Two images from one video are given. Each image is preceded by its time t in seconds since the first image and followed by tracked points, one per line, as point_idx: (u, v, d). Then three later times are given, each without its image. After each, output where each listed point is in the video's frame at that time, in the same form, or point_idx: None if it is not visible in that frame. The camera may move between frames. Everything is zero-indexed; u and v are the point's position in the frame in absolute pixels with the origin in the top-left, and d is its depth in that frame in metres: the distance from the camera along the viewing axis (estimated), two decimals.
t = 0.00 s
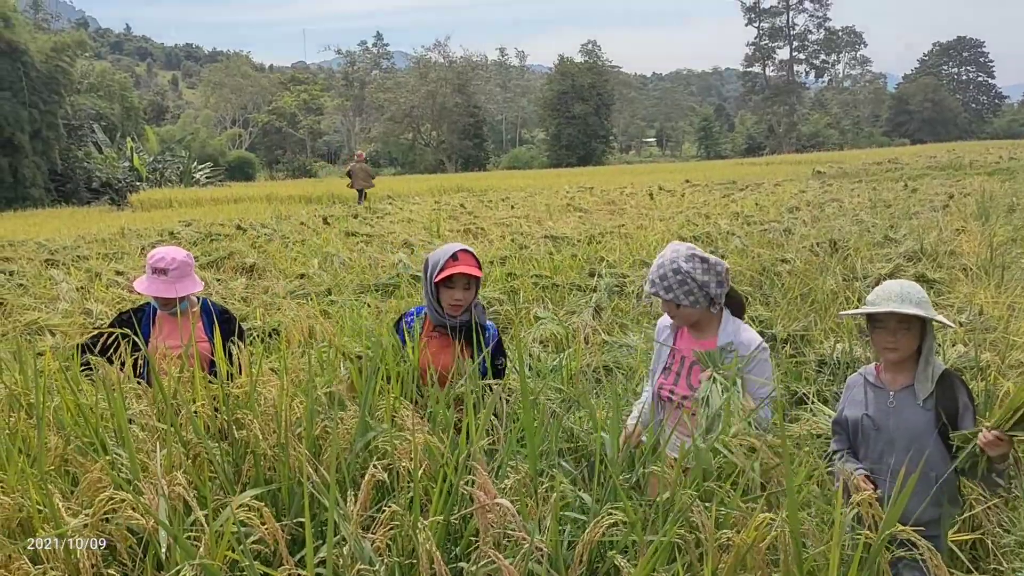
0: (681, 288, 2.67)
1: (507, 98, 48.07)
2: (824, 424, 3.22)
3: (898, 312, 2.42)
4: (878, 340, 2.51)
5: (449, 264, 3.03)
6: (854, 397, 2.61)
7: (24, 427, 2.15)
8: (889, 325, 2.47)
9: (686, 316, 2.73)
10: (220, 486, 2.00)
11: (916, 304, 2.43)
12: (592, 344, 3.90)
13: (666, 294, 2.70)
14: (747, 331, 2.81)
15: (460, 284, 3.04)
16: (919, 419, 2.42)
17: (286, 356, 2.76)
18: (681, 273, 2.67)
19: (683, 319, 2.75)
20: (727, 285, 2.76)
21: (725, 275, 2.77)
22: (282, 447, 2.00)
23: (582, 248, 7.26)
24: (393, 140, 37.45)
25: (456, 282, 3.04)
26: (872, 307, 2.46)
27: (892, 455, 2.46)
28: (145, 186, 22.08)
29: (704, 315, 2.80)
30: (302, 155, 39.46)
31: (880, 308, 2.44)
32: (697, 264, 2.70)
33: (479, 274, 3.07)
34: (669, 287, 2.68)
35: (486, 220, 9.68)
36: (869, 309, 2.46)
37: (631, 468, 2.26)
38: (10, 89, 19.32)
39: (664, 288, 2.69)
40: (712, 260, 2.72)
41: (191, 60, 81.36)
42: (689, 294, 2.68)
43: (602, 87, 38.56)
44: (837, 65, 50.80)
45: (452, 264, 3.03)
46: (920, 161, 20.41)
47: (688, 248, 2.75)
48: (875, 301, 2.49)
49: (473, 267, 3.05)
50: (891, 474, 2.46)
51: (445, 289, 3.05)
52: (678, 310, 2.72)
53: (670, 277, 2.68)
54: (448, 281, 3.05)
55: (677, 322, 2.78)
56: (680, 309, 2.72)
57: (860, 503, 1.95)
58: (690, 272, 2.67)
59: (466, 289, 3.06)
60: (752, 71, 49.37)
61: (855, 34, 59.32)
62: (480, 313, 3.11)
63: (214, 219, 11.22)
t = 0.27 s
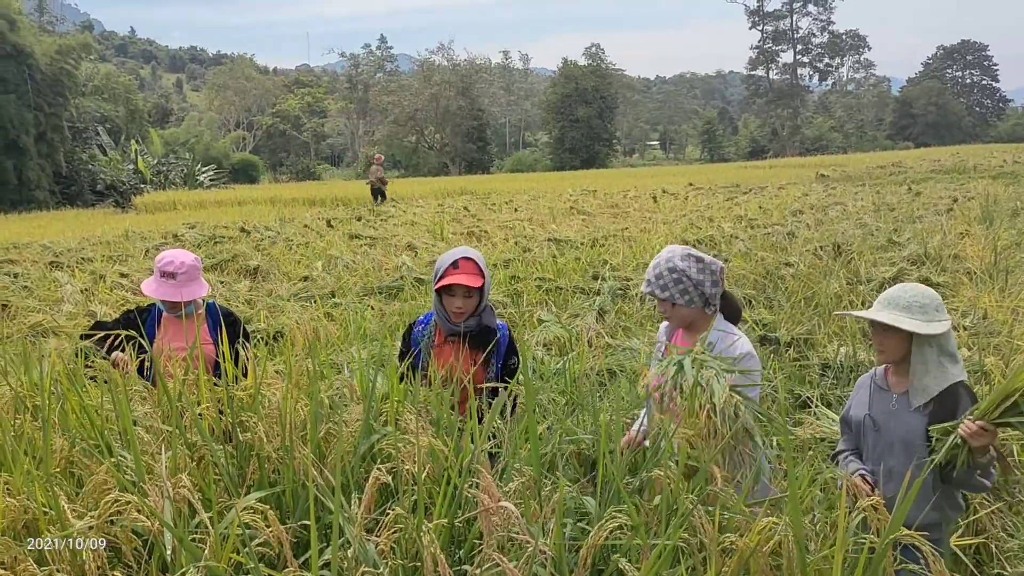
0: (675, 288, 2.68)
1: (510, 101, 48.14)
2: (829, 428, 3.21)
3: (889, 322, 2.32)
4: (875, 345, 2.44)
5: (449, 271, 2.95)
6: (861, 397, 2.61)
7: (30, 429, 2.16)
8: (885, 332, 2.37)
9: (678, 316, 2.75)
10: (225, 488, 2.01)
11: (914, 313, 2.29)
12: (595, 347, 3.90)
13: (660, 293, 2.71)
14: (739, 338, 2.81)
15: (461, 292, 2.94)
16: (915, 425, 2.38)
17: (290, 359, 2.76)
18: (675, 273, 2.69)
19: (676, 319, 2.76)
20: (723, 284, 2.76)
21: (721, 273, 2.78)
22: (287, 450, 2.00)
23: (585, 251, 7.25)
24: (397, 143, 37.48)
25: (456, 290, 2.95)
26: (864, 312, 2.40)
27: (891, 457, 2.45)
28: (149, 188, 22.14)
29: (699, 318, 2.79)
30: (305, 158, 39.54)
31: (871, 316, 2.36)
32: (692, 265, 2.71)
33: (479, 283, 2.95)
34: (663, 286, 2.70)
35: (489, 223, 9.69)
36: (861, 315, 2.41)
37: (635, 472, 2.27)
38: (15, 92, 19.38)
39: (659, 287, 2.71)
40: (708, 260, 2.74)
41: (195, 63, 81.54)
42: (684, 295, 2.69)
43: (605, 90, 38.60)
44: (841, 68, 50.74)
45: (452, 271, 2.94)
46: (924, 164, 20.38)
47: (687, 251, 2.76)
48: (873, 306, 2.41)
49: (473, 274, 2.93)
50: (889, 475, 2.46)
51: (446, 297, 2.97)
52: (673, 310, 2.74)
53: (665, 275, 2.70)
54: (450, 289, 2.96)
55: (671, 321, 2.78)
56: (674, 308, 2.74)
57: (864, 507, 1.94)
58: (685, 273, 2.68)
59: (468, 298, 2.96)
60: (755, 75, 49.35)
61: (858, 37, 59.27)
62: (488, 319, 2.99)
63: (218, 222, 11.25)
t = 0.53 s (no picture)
0: (662, 290, 2.69)
1: (514, 103, 48.18)
2: (834, 431, 3.20)
3: (892, 324, 2.34)
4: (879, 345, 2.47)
5: (447, 277, 2.92)
6: (869, 396, 2.64)
7: (35, 430, 2.17)
8: (887, 334, 2.40)
9: (664, 317, 2.74)
10: (229, 489, 2.01)
11: (917, 315, 2.31)
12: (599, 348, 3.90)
13: (648, 295, 2.71)
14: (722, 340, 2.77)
15: (461, 298, 2.90)
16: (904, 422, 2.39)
17: (294, 361, 2.76)
18: (662, 274, 2.69)
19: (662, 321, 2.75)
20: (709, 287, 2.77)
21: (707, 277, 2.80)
22: (291, 451, 2.00)
23: (589, 253, 7.26)
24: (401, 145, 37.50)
25: (456, 296, 2.91)
26: (867, 314, 2.42)
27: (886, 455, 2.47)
28: (154, 190, 22.19)
29: (686, 321, 2.78)
30: (310, 160, 39.60)
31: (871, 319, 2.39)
32: (678, 267, 2.72)
33: (477, 288, 2.88)
34: (650, 287, 2.70)
35: (493, 225, 9.69)
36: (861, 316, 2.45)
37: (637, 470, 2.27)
38: (21, 94, 19.43)
39: (646, 289, 2.71)
40: (695, 262, 2.75)
41: (199, 65, 81.73)
42: (671, 296, 2.69)
43: (609, 92, 38.59)
44: (845, 70, 50.63)
45: (450, 278, 2.90)
46: (929, 166, 20.32)
47: (673, 254, 2.77)
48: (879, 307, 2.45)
49: (471, 280, 2.87)
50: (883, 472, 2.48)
51: (447, 303, 2.93)
52: (660, 312, 2.74)
53: (652, 277, 2.70)
54: (450, 295, 2.92)
55: (658, 324, 2.78)
56: (662, 311, 2.74)
57: (866, 508, 1.93)
58: (671, 274, 2.69)
59: (468, 303, 2.92)
60: (759, 76, 49.28)
61: (863, 38, 59.14)
62: (493, 320, 2.97)
63: (222, 224, 11.27)
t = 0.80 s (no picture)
0: (644, 295, 2.61)
1: (517, 104, 48.19)
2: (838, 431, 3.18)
3: (901, 330, 2.32)
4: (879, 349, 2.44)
5: (448, 282, 2.93)
6: (868, 398, 2.58)
7: (40, 432, 2.19)
8: (892, 339, 2.37)
9: (646, 323, 2.67)
10: (233, 491, 2.01)
11: (923, 318, 2.30)
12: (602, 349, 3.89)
13: (629, 301, 2.62)
14: (706, 342, 2.72)
15: (460, 304, 2.89)
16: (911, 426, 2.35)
17: (297, 363, 2.76)
18: (643, 278, 2.61)
19: (645, 327, 2.68)
20: (690, 290, 2.71)
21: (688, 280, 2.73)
22: (294, 454, 2.00)
23: (592, 254, 7.26)
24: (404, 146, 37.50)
25: (456, 302, 2.90)
26: (872, 321, 2.38)
27: (891, 458, 2.44)
28: (158, 193, 22.25)
29: (666, 324, 2.72)
30: (313, 162, 39.69)
31: (880, 326, 2.35)
32: (658, 272, 2.65)
33: (478, 294, 2.87)
34: (631, 293, 2.62)
35: (497, 226, 9.69)
36: (861, 324, 2.41)
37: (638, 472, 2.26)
38: (25, 97, 19.51)
39: (627, 294, 2.61)
40: (675, 266, 2.69)
41: (203, 68, 81.96)
42: (652, 300, 2.62)
43: (612, 93, 38.58)
44: (849, 70, 50.50)
45: (451, 284, 2.92)
46: (934, 166, 20.26)
47: (652, 258, 2.70)
48: (877, 313, 2.42)
49: (470, 286, 2.86)
50: (889, 475, 2.44)
51: (449, 310, 2.93)
52: (642, 317, 2.65)
53: (633, 282, 2.62)
54: (450, 301, 2.92)
55: (639, 330, 2.70)
56: (644, 316, 2.65)
57: (870, 511, 1.92)
58: (652, 279, 2.62)
59: (469, 309, 2.90)
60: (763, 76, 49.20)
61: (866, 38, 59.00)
62: (494, 329, 2.96)
63: (227, 227, 11.30)
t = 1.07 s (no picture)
0: (630, 302, 2.56)
1: (518, 105, 48.19)
2: (839, 431, 3.17)
3: (907, 338, 2.28)
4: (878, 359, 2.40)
5: (442, 288, 2.92)
6: (862, 406, 2.55)
7: (40, 436, 2.19)
8: (895, 348, 2.34)
9: (633, 331, 2.61)
10: (233, 494, 2.01)
11: (924, 323, 2.29)
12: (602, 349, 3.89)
13: (616, 310, 2.57)
14: (695, 347, 2.70)
15: (453, 311, 2.88)
16: (919, 435, 2.34)
17: (297, 365, 2.76)
18: (628, 286, 2.57)
19: (631, 335, 2.63)
20: (676, 297, 2.66)
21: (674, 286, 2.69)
22: (293, 456, 2.01)
23: (594, 255, 7.25)
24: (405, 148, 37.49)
25: (449, 309, 2.89)
26: (875, 332, 2.33)
27: (897, 466, 2.41)
28: (159, 195, 22.26)
29: (652, 332, 2.68)
30: (314, 164, 39.71)
31: (886, 338, 2.30)
32: (642, 279, 2.61)
33: (472, 300, 2.88)
34: (617, 301, 2.56)
35: (498, 228, 9.70)
36: (862, 337, 2.34)
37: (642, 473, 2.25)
38: (26, 100, 19.55)
39: (614, 303, 2.57)
40: (660, 273, 2.64)
41: (203, 70, 81.98)
42: (638, 307, 2.57)
43: (613, 93, 38.57)
44: (850, 70, 50.42)
45: (445, 290, 2.90)
46: (935, 165, 20.24)
47: (633, 264, 2.65)
48: (871, 323, 2.38)
49: (465, 292, 2.87)
50: (894, 483, 2.41)
51: (442, 316, 2.91)
52: (629, 326, 2.60)
53: (619, 291, 2.57)
54: (443, 308, 2.90)
55: (625, 338, 2.65)
56: (630, 325, 2.60)
57: (874, 513, 1.91)
58: (637, 286, 2.57)
59: (462, 315, 2.89)
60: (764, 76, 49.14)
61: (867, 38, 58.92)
62: (487, 333, 2.95)
63: (228, 229, 11.31)
